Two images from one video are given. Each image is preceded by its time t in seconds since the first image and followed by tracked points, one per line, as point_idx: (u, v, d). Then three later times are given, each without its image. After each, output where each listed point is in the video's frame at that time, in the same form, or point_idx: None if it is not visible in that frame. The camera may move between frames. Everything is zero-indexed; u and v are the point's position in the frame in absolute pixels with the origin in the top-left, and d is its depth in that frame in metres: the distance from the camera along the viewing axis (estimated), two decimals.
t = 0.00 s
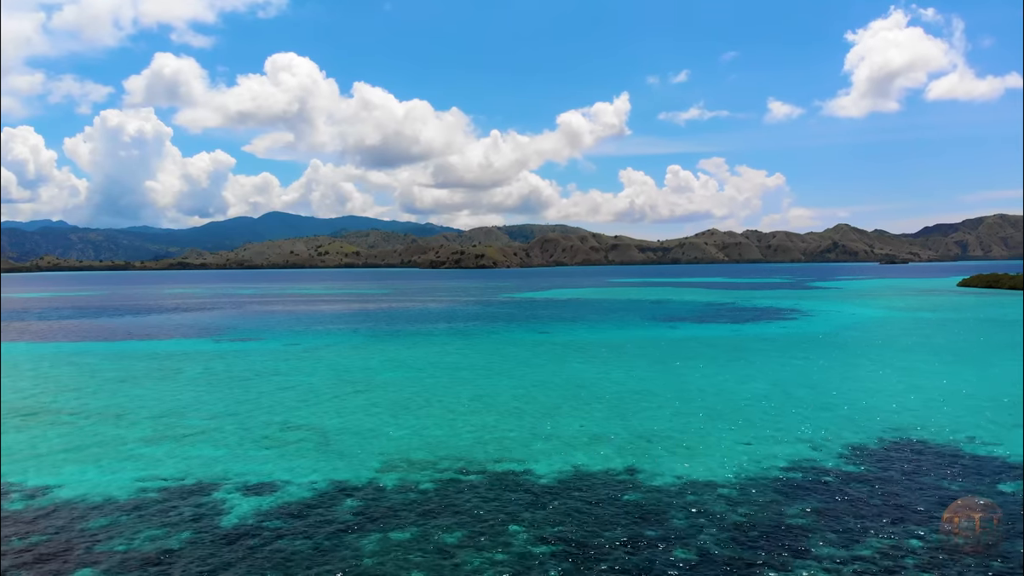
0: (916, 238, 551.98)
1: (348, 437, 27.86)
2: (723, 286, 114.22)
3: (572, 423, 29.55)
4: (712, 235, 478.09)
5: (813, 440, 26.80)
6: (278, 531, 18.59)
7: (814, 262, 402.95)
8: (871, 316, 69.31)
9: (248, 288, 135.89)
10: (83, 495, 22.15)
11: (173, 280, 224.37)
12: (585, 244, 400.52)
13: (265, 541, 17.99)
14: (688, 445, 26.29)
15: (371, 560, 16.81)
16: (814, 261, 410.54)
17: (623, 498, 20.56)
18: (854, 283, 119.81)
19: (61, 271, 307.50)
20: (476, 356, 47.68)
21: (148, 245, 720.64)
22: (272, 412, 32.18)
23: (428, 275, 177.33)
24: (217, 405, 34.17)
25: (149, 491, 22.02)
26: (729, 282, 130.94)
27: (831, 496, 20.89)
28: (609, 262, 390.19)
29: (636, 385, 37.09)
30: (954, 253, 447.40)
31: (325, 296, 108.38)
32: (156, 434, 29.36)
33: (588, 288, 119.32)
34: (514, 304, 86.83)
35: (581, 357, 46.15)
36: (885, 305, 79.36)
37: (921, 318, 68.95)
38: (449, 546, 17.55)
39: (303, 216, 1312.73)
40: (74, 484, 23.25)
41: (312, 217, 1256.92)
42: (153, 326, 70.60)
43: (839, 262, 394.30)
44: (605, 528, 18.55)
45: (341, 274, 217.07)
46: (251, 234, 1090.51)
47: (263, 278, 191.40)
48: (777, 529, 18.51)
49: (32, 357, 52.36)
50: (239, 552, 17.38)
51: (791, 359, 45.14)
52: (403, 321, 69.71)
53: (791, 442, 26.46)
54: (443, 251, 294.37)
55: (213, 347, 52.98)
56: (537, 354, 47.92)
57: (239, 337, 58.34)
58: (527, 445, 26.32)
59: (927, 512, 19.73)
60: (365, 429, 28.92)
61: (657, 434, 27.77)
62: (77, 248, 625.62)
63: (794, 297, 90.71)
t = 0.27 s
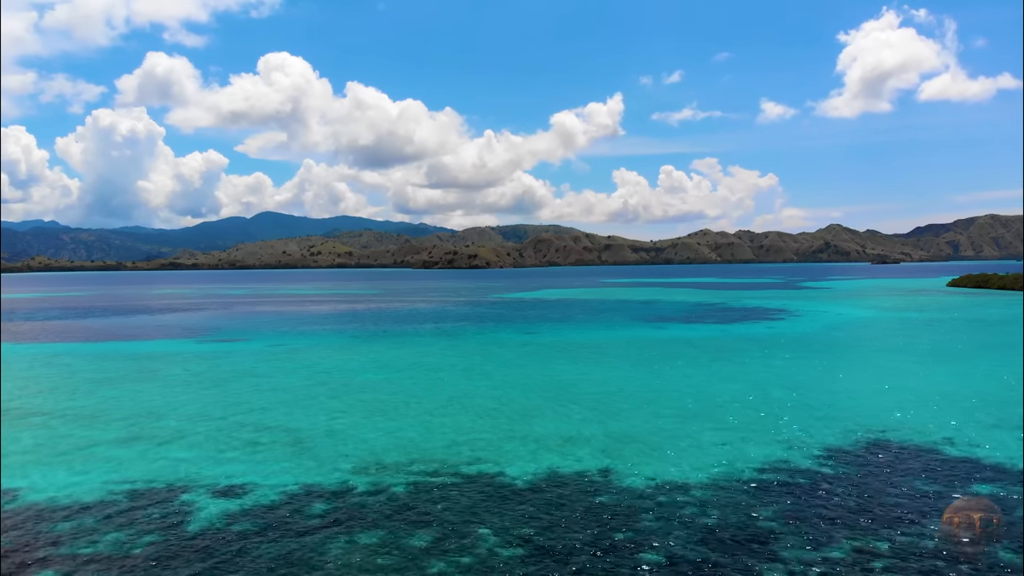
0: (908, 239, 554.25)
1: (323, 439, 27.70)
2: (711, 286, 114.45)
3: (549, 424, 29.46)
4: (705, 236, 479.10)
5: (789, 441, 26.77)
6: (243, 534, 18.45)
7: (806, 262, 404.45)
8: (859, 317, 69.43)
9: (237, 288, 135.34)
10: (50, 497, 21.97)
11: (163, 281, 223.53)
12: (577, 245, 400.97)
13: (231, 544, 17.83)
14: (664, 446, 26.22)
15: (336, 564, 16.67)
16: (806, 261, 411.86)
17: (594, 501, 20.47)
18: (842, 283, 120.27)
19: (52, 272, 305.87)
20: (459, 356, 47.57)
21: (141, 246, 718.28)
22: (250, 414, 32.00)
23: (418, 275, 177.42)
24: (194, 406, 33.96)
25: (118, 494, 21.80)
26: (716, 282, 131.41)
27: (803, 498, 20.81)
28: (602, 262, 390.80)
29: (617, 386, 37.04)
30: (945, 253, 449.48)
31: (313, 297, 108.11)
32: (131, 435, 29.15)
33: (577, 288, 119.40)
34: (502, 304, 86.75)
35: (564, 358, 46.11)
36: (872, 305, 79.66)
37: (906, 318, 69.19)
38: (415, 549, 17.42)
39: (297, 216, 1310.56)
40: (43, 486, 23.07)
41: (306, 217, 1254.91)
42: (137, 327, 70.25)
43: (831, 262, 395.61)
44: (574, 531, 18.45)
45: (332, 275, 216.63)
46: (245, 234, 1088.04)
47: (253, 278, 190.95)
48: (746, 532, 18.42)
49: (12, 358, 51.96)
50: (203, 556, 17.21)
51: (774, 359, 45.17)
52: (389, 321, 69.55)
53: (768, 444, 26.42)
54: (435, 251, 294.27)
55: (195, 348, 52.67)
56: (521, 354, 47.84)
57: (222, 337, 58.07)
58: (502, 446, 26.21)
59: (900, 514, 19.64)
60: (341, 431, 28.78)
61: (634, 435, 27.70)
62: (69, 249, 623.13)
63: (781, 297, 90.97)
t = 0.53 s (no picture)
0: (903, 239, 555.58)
1: (305, 440, 27.56)
2: (705, 286, 114.49)
3: (533, 425, 29.37)
4: (700, 236, 479.69)
5: (772, 442, 26.68)
6: (216, 537, 18.27)
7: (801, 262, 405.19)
8: (850, 317, 69.40)
9: (229, 288, 134.90)
10: (26, 499, 21.79)
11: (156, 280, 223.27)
12: (572, 245, 401.17)
13: (203, 547, 17.68)
14: (646, 447, 26.12)
15: (307, 567, 16.53)
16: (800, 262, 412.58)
17: (573, 503, 20.31)
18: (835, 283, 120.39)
19: (45, 272, 304.68)
20: (448, 357, 47.45)
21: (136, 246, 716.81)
22: (234, 415, 31.86)
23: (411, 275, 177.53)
24: (178, 408, 33.79)
25: (94, 496, 21.64)
26: (710, 282, 131.53)
27: (782, 500, 20.72)
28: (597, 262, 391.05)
29: (604, 386, 36.98)
30: (939, 254, 450.56)
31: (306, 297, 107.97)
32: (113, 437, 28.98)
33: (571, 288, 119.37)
34: (495, 305, 86.68)
35: (553, 358, 46.06)
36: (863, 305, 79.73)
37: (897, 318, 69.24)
38: (388, 553, 17.27)
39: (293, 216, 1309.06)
40: (19, 488, 22.86)
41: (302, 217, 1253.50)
42: (127, 327, 70.07)
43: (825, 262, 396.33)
44: (549, 533, 18.31)
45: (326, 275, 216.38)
46: (240, 234, 1086.30)
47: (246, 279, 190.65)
48: (722, 534, 18.32)
49: None
50: (174, 559, 17.06)
51: (763, 359, 45.12)
52: (381, 322, 69.43)
53: (751, 444, 26.32)
54: (430, 251, 294.12)
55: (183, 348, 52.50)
56: (510, 355, 47.76)
57: (212, 337, 57.90)
58: (484, 448, 26.08)
59: (879, 516, 19.51)
60: (323, 432, 28.64)
61: (617, 436, 27.60)
62: (64, 249, 621.64)
63: (774, 297, 91.02)
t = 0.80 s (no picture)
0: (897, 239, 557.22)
1: (280, 442, 27.39)
2: (696, 287, 114.63)
3: (511, 426, 29.28)
4: (694, 236, 480.33)
5: (749, 443, 26.65)
6: (182, 541, 18.11)
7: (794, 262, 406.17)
8: (838, 317, 69.51)
9: (219, 289, 134.30)
10: None
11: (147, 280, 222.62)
12: (566, 246, 401.42)
13: (168, 550, 17.50)
14: (623, 449, 26.04)
15: (272, 570, 16.40)
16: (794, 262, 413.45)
17: (544, 505, 20.21)
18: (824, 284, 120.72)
19: (37, 272, 303.26)
20: (432, 357, 47.34)
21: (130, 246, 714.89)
22: (210, 417, 31.65)
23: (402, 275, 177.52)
24: (155, 409, 33.55)
25: (63, 498, 21.42)
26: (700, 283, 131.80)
27: (755, 502, 20.66)
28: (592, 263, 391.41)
29: (585, 387, 36.91)
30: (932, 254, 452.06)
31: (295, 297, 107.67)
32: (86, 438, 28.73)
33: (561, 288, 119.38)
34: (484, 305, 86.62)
35: (537, 359, 45.98)
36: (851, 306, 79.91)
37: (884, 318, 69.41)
38: (355, 556, 17.15)
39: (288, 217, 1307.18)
40: None
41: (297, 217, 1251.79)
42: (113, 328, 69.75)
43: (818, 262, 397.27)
44: (519, 536, 18.21)
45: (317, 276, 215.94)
46: (235, 234, 1084.22)
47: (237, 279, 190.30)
48: (692, 537, 18.25)
49: None
50: (137, 562, 16.89)
51: (747, 360, 45.12)
52: (368, 322, 69.28)
53: (727, 446, 26.28)
54: (424, 251, 293.98)
55: (166, 349, 52.20)
56: (494, 355, 47.65)
57: (196, 338, 57.62)
58: (459, 449, 25.96)
59: (852, 518, 19.47)
60: (299, 434, 28.49)
61: (593, 437, 27.53)
62: (57, 249, 619.55)
63: (762, 298, 91.20)
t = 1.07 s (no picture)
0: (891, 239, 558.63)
1: (261, 443, 27.34)
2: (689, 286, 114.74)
3: (494, 427, 29.26)
4: (689, 236, 480.96)
5: (730, 443, 26.66)
6: (155, 543, 18.02)
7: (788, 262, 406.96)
8: (828, 317, 69.62)
9: (211, 289, 133.96)
10: None
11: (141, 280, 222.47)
12: (561, 246, 401.77)
13: (142, 552, 17.46)
14: (604, 449, 26.02)
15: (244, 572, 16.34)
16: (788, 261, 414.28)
17: (521, 506, 20.16)
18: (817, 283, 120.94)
19: (30, 272, 302.43)
20: (419, 357, 47.32)
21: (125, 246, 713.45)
22: (194, 418, 31.60)
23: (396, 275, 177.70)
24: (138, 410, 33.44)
25: (39, 500, 21.36)
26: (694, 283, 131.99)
27: (732, 503, 20.65)
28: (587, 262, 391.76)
29: (571, 387, 36.92)
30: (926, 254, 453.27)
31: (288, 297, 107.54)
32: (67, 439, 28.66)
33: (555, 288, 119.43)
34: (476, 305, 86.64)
35: (524, 359, 46.01)
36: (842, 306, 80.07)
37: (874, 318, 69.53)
38: (328, 557, 17.10)
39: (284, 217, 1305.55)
40: None
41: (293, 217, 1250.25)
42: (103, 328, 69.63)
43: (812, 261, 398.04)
44: (493, 538, 18.17)
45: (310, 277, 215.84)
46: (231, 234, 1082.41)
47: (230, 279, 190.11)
48: (667, 538, 18.24)
49: None
50: (110, 564, 16.84)
51: (735, 359, 45.16)
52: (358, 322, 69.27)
53: (709, 446, 26.27)
54: (419, 251, 293.90)
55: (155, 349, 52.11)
56: (483, 356, 47.64)
57: (185, 338, 57.52)
58: (440, 450, 25.91)
59: (828, 519, 19.50)
60: (281, 435, 28.46)
61: (575, 437, 27.55)
62: (52, 249, 618.07)
63: (754, 298, 91.35)
